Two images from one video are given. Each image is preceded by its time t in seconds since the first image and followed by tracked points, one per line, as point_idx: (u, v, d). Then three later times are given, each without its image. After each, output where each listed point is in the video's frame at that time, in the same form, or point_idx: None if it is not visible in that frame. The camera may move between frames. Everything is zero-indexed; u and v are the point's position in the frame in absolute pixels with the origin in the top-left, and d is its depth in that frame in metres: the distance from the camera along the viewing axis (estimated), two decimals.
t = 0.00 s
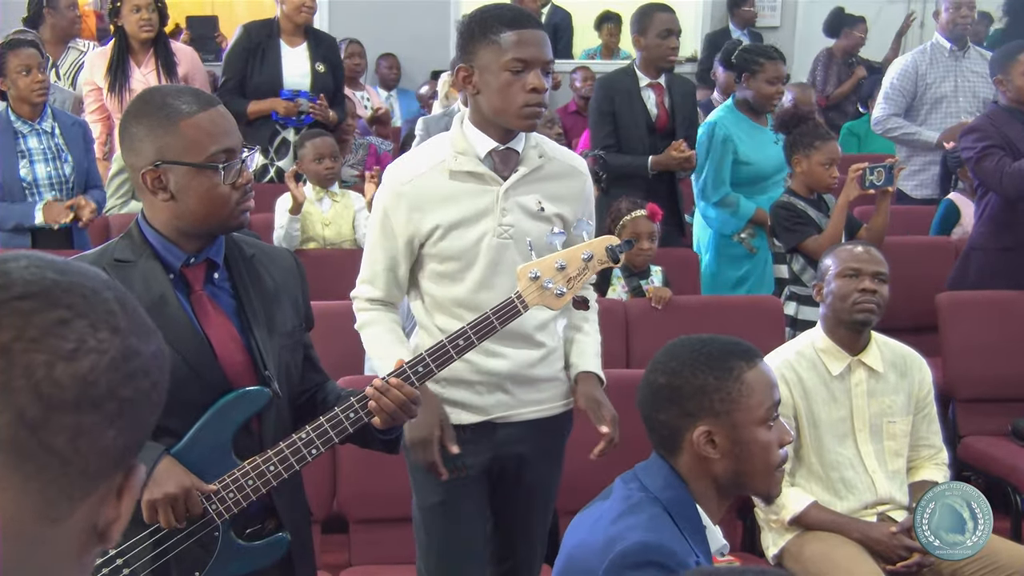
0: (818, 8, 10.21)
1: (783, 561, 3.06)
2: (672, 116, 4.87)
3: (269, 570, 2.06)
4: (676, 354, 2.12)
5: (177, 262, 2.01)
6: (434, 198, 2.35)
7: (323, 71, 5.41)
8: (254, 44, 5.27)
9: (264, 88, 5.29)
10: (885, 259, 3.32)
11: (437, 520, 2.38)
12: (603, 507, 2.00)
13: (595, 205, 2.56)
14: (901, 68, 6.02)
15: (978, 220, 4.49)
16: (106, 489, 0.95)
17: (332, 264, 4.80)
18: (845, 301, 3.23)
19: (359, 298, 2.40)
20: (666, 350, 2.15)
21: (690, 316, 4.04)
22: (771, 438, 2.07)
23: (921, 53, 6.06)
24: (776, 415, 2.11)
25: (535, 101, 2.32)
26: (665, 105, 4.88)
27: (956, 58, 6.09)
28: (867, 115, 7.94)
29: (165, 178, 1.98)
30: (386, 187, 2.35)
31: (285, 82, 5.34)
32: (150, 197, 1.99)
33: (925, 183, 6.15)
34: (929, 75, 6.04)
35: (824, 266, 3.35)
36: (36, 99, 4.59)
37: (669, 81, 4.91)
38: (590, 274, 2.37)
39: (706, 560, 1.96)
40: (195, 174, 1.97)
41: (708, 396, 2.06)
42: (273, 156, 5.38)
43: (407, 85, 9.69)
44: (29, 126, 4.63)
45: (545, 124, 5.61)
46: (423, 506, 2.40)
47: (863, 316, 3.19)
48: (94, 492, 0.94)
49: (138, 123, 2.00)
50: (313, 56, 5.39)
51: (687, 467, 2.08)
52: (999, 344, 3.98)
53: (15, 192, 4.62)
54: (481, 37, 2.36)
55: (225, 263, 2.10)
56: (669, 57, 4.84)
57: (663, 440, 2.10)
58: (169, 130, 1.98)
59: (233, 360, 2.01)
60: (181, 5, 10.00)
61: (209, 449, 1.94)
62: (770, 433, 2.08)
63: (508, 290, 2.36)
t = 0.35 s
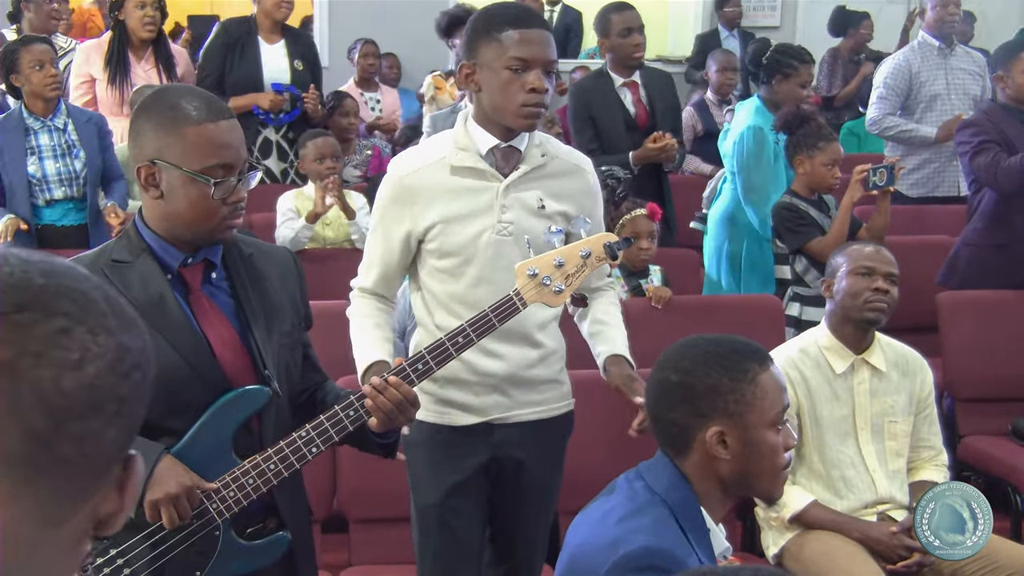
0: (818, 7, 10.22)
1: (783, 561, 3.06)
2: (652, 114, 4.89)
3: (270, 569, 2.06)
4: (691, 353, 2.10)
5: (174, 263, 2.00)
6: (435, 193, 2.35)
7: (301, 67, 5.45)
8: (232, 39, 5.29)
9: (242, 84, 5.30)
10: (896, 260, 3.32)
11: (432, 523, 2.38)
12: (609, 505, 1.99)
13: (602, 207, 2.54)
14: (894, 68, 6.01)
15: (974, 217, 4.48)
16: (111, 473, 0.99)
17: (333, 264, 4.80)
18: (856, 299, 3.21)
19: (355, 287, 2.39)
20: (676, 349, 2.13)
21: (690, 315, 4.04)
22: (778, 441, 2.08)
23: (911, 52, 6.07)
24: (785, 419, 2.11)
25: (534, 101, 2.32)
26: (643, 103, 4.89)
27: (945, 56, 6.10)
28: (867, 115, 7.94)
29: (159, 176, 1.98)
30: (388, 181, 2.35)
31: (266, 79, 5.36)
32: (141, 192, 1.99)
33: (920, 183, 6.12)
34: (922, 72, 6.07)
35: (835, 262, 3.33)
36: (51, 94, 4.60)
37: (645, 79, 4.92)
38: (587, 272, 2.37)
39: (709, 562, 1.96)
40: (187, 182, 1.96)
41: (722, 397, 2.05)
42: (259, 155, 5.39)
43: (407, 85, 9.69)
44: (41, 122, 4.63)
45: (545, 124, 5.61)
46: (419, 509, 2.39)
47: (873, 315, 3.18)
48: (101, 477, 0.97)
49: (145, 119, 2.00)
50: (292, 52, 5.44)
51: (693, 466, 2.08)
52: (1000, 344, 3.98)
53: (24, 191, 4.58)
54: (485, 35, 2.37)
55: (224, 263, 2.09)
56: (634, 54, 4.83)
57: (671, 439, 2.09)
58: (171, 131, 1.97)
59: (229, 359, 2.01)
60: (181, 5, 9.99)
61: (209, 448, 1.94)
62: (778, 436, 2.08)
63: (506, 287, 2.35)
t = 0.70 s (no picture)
0: (818, 8, 10.22)
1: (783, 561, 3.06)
2: (635, 115, 4.93)
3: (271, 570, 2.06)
4: (668, 345, 2.11)
5: (176, 263, 2.00)
6: (433, 189, 2.34)
7: (288, 65, 5.45)
8: (217, 41, 5.28)
9: (231, 84, 5.31)
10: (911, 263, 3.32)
11: (431, 521, 2.37)
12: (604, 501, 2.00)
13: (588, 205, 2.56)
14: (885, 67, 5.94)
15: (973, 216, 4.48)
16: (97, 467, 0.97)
17: (332, 264, 4.81)
18: (873, 297, 3.21)
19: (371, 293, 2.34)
20: (656, 340, 2.13)
21: (689, 315, 4.04)
22: (761, 427, 2.07)
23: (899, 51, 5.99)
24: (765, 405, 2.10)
25: (522, 97, 2.33)
26: (625, 106, 4.92)
27: (931, 55, 6.06)
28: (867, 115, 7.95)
29: (163, 175, 1.97)
30: (385, 178, 2.35)
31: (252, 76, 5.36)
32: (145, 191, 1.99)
33: (912, 182, 6.14)
34: (914, 72, 6.02)
35: (851, 258, 3.31)
36: (67, 96, 4.64)
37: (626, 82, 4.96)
38: (590, 274, 2.36)
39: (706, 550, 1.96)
40: (192, 179, 1.96)
41: (700, 387, 2.05)
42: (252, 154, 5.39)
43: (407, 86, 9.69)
44: (55, 123, 4.66)
45: (544, 124, 5.60)
46: (417, 507, 2.38)
47: (887, 316, 3.19)
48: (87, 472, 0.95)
49: (149, 117, 2.00)
50: (278, 51, 5.43)
51: (680, 458, 2.08)
52: (1000, 344, 3.98)
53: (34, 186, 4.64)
54: (479, 32, 2.36)
55: (227, 264, 2.09)
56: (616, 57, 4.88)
57: (654, 434, 2.10)
58: (175, 130, 1.97)
59: (232, 359, 2.01)
60: (181, 6, 9.99)
61: (210, 450, 1.94)
62: (759, 422, 2.08)
63: (503, 285, 2.36)
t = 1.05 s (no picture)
0: (818, 8, 10.22)
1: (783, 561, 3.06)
2: (633, 116, 4.92)
3: (270, 569, 2.06)
4: (687, 354, 2.11)
5: (179, 262, 2.01)
6: (416, 197, 2.33)
7: (286, 68, 5.43)
8: (214, 45, 5.29)
9: (227, 87, 5.30)
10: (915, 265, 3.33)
11: (416, 520, 2.37)
12: (610, 502, 2.00)
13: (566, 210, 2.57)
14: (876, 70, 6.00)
15: (976, 217, 4.48)
16: (64, 470, 0.91)
17: (332, 264, 4.81)
18: (878, 297, 3.22)
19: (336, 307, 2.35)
20: (675, 348, 2.14)
21: (688, 316, 4.04)
22: (776, 440, 2.08)
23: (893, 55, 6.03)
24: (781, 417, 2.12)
25: (502, 107, 2.32)
26: (624, 106, 4.91)
27: (927, 59, 6.05)
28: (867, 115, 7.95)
29: (164, 175, 1.97)
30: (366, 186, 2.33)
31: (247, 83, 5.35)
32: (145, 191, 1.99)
33: (907, 185, 6.14)
34: (906, 75, 6.04)
35: (857, 258, 3.34)
36: (71, 94, 4.65)
37: (626, 79, 4.94)
38: (589, 272, 2.37)
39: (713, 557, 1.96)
40: (192, 180, 1.96)
41: (718, 397, 2.06)
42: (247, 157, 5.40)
43: (407, 86, 9.68)
44: (58, 124, 4.67)
45: (544, 124, 5.59)
46: (404, 506, 2.38)
47: (891, 316, 3.20)
48: (45, 486, 0.90)
49: (150, 118, 2.00)
50: (277, 53, 5.41)
51: (693, 465, 2.08)
52: (1001, 344, 3.98)
53: (29, 187, 4.65)
54: (458, 40, 2.36)
55: (228, 263, 2.09)
56: (613, 55, 4.85)
57: (668, 440, 2.10)
58: (176, 131, 1.98)
59: (232, 360, 2.01)
60: (181, 5, 9.98)
61: (209, 449, 1.94)
62: (775, 435, 2.09)
63: (490, 291, 2.36)
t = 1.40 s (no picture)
0: (818, 8, 10.22)
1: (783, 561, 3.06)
2: (646, 111, 4.96)
3: (269, 569, 2.06)
4: (677, 353, 2.13)
5: (177, 263, 2.00)
6: (420, 192, 2.32)
7: (299, 63, 5.39)
8: (228, 44, 5.30)
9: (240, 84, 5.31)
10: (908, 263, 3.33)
11: (424, 522, 2.37)
12: (611, 503, 2.00)
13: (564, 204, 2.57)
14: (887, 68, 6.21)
15: (978, 219, 4.49)
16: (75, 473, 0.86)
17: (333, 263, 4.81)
18: (870, 298, 3.22)
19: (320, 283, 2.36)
20: (667, 349, 2.15)
21: (689, 316, 4.04)
22: (771, 435, 2.07)
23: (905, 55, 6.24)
24: (776, 412, 2.10)
25: (503, 96, 2.32)
26: (638, 99, 4.96)
27: (940, 60, 6.23)
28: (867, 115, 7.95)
29: (162, 174, 1.98)
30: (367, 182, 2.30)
31: (260, 78, 5.33)
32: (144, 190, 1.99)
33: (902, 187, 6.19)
34: (915, 75, 6.25)
35: (849, 258, 3.34)
36: (62, 94, 4.62)
37: (641, 74, 4.98)
38: (590, 273, 2.38)
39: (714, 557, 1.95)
40: (190, 178, 1.96)
41: (705, 393, 2.06)
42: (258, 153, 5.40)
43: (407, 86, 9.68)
44: (49, 122, 4.67)
45: (544, 124, 5.59)
46: (411, 508, 2.38)
47: (884, 316, 3.20)
48: (51, 485, 0.84)
49: (150, 115, 2.00)
50: (291, 48, 5.37)
51: (688, 465, 2.08)
52: (1001, 344, 3.98)
53: (16, 184, 4.62)
54: (456, 33, 2.37)
55: (227, 264, 2.10)
56: (631, 45, 4.95)
57: (663, 441, 2.11)
58: (176, 129, 1.98)
59: (232, 360, 2.02)
60: (182, 4, 9.98)
61: (209, 449, 1.94)
62: (770, 430, 2.08)
63: (495, 286, 2.36)
